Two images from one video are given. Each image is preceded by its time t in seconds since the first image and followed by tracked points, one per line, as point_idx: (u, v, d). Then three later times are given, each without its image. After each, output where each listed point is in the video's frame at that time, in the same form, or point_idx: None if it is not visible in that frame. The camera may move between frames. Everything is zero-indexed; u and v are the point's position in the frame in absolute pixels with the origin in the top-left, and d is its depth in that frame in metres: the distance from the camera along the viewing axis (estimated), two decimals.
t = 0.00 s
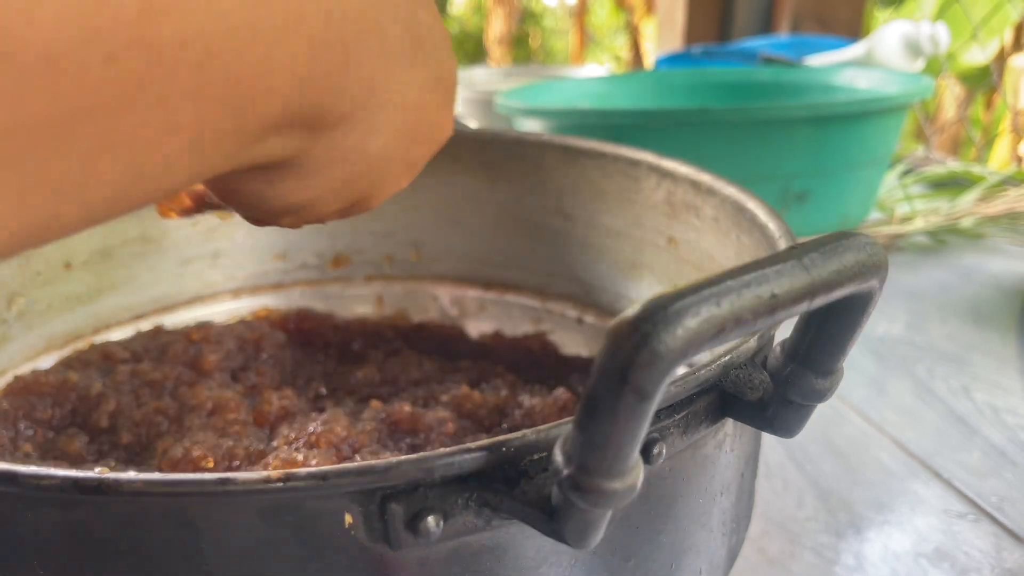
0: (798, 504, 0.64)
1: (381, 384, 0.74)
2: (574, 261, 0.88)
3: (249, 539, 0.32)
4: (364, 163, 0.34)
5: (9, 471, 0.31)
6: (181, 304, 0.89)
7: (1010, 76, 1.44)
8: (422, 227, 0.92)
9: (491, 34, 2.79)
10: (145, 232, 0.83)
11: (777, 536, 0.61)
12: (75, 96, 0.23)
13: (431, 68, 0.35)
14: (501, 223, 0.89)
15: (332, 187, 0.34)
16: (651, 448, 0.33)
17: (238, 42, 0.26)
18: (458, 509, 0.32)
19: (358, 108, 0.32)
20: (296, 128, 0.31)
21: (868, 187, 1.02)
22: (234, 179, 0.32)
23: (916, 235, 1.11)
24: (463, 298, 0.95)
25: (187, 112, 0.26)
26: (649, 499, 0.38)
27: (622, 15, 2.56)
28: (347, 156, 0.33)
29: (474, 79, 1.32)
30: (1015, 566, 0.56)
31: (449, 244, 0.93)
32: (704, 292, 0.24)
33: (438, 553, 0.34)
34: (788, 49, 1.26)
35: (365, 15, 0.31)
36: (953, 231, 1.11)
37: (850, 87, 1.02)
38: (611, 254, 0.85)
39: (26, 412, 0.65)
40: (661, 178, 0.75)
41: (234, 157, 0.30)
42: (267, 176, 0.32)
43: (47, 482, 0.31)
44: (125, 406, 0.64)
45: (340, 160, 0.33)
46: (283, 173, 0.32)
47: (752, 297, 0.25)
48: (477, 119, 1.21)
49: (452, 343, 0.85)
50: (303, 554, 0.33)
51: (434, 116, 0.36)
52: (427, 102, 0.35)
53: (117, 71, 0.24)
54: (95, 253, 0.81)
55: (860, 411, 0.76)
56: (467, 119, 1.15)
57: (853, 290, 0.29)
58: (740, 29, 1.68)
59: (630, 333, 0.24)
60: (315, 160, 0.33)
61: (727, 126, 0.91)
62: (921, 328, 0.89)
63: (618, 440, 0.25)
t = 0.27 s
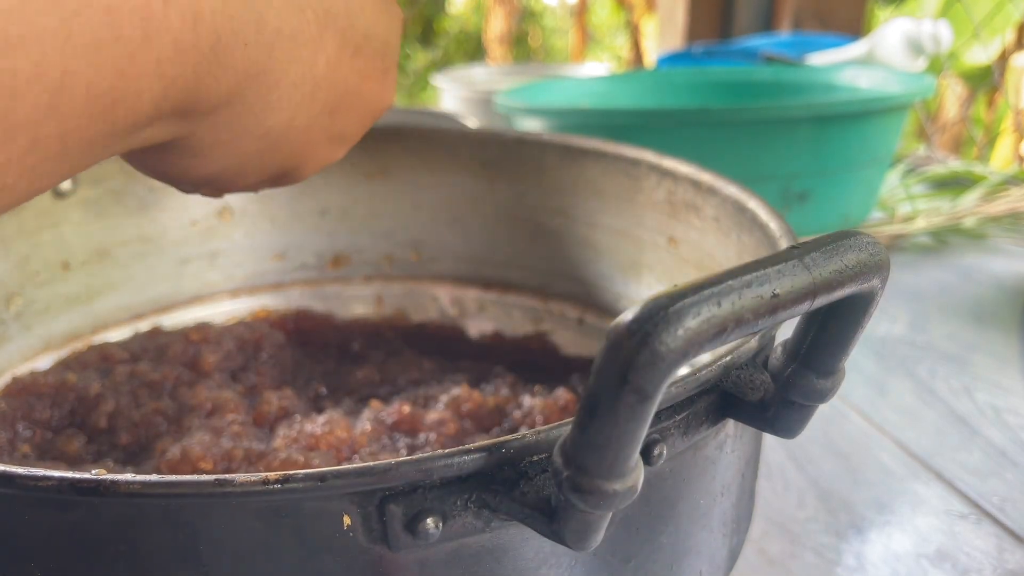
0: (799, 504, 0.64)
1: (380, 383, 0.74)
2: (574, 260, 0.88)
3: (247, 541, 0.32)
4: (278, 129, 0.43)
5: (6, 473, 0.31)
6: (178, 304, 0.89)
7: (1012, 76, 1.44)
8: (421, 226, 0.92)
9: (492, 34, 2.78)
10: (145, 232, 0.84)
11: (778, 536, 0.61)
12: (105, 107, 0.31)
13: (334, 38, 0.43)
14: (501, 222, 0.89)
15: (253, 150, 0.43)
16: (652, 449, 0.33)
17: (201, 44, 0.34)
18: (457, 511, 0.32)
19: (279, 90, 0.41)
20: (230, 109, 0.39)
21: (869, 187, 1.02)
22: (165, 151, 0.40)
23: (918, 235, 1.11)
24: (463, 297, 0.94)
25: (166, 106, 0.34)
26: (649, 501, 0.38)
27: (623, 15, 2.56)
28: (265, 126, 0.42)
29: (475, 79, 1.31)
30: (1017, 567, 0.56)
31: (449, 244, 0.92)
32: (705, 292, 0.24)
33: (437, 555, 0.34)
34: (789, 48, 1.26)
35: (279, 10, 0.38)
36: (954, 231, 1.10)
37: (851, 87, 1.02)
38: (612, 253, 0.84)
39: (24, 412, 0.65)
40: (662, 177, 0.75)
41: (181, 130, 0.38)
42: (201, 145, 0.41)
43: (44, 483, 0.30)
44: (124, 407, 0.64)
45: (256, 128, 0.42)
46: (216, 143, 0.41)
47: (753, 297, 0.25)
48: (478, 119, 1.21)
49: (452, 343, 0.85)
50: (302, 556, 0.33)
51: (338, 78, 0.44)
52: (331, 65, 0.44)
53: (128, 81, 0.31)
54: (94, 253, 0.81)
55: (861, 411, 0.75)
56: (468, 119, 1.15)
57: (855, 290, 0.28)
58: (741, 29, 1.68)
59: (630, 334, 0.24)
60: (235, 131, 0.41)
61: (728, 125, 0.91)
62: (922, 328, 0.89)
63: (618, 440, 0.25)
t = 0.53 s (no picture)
0: (799, 504, 0.64)
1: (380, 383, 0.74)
2: (574, 260, 0.88)
3: (247, 541, 0.32)
4: (270, 138, 0.44)
5: (6, 472, 0.31)
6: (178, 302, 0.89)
7: (1012, 75, 1.44)
8: (421, 226, 0.92)
9: (493, 34, 2.78)
10: (144, 232, 0.84)
11: (778, 536, 0.61)
12: (109, 125, 0.33)
13: (321, 41, 0.44)
14: (501, 222, 0.89)
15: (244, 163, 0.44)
16: (653, 450, 0.33)
17: (190, 55, 0.35)
18: (457, 511, 0.32)
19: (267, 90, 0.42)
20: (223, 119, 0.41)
21: (869, 187, 1.02)
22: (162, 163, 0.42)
23: (918, 235, 1.11)
24: (463, 297, 0.94)
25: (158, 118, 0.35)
26: (649, 501, 0.38)
27: (622, 15, 2.55)
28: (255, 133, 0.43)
29: (475, 78, 1.31)
30: (1017, 567, 0.56)
31: (449, 244, 0.92)
32: (705, 292, 0.24)
33: (437, 555, 0.34)
34: (789, 48, 1.26)
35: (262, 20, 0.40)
36: (954, 231, 1.10)
37: (851, 87, 1.02)
38: (612, 253, 0.84)
39: (24, 412, 0.64)
40: (662, 177, 0.74)
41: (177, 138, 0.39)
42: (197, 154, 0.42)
43: (44, 483, 0.30)
44: (124, 407, 0.64)
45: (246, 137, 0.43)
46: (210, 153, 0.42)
47: (753, 297, 0.25)
48: (478, 119, 1.21)
49: (451, 343, 0.85)
50: (302, 556, 0.33)
51: (326, 81, 0.45)
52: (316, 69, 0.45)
53: (125, 94, 0.33)
54: (94, 253, 0.81)
55: (861, 412, 0.75)
56: (468, 119, 1.15)
57: (855, 290, 0.28)
58: (741, 29, 1.68)
59: (629, 334, 0.24)
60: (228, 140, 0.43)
61: (728, 125, 0.91)
62: (923, 328, 0.89)
63: (618, 441, 0.25)
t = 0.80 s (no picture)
0: (799, 504, 0.64)
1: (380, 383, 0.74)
2: (574, 260, 0.88)
3: (247, 541, 0.32)
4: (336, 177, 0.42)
5: (6, 473, 0.31)
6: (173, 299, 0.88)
7: (1012, 75, 1.44)
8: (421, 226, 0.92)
9: (492, 33, 2.78)
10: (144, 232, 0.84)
11: (777, 536, 0.61)
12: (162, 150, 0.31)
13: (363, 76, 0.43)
14: (501, 222, 0.89)
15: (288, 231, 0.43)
16: (652, 450, 0.33)
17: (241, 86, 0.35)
18: (457, 511, 0.32)
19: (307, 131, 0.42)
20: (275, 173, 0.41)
21: (869, 187, 1.02)
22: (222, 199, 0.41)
23: (918, 235, 1.11)
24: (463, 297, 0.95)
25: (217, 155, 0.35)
26: (649, 501, 0.38)
27: (622, 15, 2.55)
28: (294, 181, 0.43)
29: (475, 78, 1.31)
30: (1017, 567, 0.56)
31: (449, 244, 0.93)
32: (705, 292, 0.24)
33: (437, 555, 0.34)
34: (789, 48, 1.26)
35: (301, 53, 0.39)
36: (954, 231, 1.10)
37: (851, 87, 1.02)
38: (612, 252, 0.84)
39: (24, 412, 0.64)
40: (662, 177, 0.75)
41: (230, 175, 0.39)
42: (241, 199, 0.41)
43: (44, 483, 0.30)
44: (124, 407, 0.64)
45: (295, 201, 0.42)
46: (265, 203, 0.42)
47: (753, 297, 0.25)
48: (478, 119, 1.21)
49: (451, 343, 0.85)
50: (302, 556, 0.33)
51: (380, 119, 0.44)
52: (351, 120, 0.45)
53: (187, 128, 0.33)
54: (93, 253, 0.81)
55: (861, 412, 0.75)
56: (467, 118, 1.15)
57: (855, 290, 0.28)
58: (741, 29, 1.68)
59: (629, 334, 0.24)
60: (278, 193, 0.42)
61: (728, 125, 0.91)
62: (923, 328, 0.89)
63: (618, 441, 0.25)
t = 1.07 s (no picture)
0: (799, 504, 0.64)
1: (380, 383, 0.74)
2: (574, 260, 0.88)
3: (246, 542, 0.32)
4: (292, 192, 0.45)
5: (4, 473, 0.31)
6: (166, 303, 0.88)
7: (1013, 75, 1.44)
8: (421, 226, 0.92)
9: (492, 33, 2.77)
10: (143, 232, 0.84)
11: (778, 536, 0.61)
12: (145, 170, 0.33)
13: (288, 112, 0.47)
14: (501, 223, 0.89)
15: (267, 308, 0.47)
16: (652, 450, 0.33)
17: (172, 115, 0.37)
18: (457, 511, 0.32)
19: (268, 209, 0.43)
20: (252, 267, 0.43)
21: (870, 187, 1.02)
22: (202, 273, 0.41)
23: (918, 235, 1.11)
24: (463, 297, 0.94)
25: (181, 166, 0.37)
26: (649, 501, 0.38)
27: (622, 15, 2.55)
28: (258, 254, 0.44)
29: (475, 77, 1.31)
30: (1018, 567, 0.56)
31: (449, 244, 0.92)
32: (705, 292, 0.24)
33: (436, 556, 0.33)
34: (790, 48, 1.26)
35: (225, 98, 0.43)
36: (955, 231, 1.10)
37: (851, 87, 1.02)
38: (612, 252, 0.84)
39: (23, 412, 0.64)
40: (662, 177, 0.74)
41: (224, 247, 0.41)
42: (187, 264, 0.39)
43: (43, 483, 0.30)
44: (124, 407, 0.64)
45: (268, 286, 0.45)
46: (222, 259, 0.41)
47: (753, 297, 0.25)
48: (478, 119, 1.20)
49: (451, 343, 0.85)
50: (301, 556, 0.33)
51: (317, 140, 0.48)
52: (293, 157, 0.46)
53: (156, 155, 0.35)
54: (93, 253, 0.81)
55: (861, 412, 0.75)
56: (467, 118, 1.15)
57: (855, 289, 0.28)
58: (741, 28, 1.68)
59: (629, 334, 0.24)
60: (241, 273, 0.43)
61: (728, 125, 0.90)
62: (923, 328, 0.89)
63: (617, 441, 0.25)
